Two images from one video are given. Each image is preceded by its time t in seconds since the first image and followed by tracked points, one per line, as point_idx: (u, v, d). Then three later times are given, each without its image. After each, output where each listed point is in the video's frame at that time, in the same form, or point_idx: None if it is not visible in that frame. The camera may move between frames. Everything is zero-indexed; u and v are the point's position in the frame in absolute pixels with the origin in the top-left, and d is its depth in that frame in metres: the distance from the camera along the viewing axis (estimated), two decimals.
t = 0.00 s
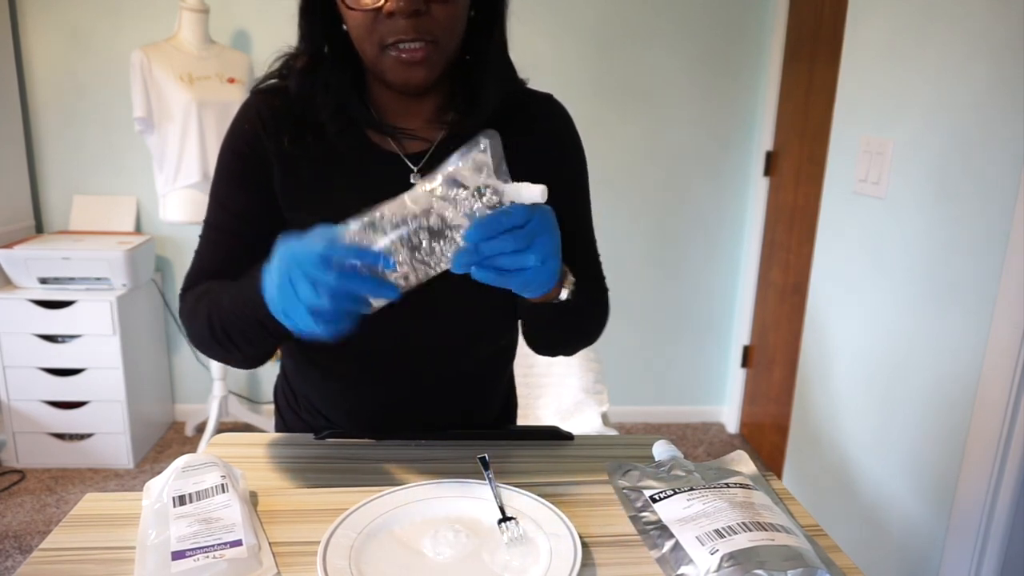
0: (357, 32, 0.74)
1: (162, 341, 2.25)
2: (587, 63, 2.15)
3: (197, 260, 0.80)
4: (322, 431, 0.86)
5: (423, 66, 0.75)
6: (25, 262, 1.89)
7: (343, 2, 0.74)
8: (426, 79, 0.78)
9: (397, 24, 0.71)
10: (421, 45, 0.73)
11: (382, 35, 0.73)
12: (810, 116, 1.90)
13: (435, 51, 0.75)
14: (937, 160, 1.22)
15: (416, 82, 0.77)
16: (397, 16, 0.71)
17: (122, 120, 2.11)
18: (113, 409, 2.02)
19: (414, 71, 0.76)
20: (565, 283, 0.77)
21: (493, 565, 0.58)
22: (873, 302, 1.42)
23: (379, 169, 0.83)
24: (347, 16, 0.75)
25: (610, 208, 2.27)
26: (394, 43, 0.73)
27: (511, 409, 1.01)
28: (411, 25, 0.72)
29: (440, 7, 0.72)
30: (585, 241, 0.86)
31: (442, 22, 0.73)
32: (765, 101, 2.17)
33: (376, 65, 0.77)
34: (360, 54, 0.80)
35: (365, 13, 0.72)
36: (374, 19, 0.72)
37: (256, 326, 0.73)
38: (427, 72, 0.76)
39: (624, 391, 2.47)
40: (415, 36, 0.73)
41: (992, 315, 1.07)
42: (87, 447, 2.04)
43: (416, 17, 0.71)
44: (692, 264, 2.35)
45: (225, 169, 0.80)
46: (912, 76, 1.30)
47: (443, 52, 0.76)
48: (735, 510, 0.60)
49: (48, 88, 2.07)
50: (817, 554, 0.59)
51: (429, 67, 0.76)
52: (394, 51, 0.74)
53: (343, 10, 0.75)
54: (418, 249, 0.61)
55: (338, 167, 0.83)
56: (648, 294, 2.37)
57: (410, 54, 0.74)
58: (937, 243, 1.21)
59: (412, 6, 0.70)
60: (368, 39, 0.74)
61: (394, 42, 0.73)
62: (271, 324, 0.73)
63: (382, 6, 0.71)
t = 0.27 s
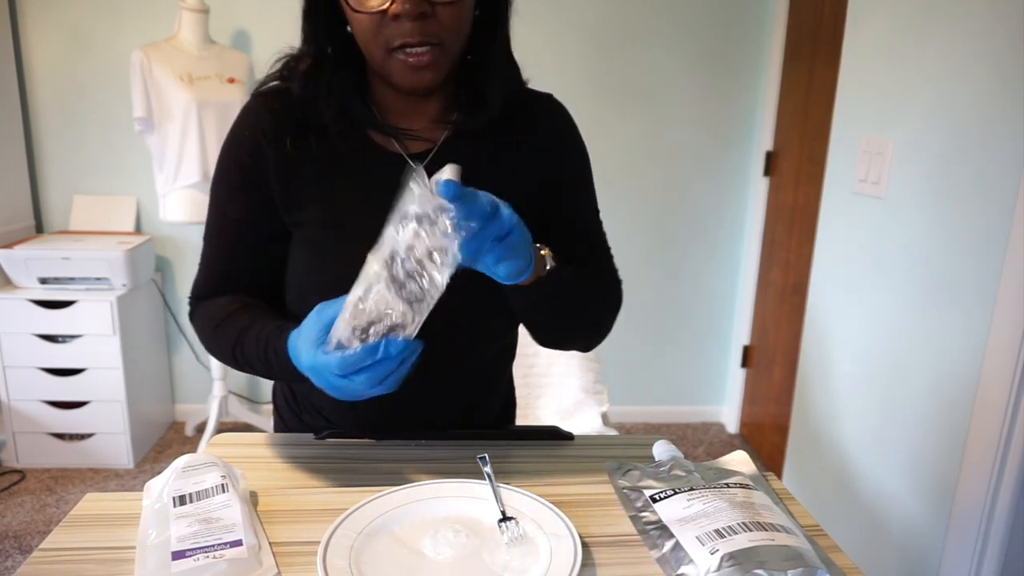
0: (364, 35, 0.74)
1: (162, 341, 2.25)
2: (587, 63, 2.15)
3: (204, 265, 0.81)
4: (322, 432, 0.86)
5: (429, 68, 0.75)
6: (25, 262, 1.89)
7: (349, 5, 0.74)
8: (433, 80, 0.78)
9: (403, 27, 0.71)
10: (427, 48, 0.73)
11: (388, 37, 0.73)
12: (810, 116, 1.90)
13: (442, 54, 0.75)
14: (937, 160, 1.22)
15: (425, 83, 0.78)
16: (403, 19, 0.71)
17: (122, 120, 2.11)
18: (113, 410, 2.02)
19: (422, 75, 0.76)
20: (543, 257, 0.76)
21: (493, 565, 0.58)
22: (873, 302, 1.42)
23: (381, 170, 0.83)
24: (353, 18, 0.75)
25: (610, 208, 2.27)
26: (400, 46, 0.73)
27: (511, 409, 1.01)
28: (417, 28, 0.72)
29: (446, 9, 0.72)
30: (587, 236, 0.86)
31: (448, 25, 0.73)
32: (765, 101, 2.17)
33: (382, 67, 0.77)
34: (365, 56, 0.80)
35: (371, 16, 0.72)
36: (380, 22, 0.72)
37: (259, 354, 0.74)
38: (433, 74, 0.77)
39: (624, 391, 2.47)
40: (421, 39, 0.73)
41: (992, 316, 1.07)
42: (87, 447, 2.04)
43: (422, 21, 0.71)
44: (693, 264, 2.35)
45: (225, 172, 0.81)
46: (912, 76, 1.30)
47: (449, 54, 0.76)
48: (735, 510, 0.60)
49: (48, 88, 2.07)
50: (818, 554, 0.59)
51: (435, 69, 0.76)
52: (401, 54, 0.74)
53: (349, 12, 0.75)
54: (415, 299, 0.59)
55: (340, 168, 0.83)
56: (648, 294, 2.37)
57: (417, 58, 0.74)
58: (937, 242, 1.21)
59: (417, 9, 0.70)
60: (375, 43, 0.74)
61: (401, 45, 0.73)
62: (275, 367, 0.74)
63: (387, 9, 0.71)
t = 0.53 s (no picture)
0: (355, 35, 0.75)
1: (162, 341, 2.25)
2: (587, 63, 2.15)
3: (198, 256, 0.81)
4: (323, 432, 0.86)
5: (420, 67, 0.75)
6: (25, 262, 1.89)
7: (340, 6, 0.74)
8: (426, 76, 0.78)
9: (393, 27, 0.72)
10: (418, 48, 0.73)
11: (379, 38, 0.73)
12: (810, 116, 1.90)
13: (434, 53, 0.75)
14: (937, 160, 1.22)
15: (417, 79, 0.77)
16: (393, 19, 0.71)
17: (122, 120, 2.11)
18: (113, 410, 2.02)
19: (414, 73, 0.76)
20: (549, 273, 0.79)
21: (493, 565, 0.58)
22: (873, 302, 1.42)
23: (380, 169, 0.83)
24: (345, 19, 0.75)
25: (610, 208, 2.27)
26: (391, 45, 0.73)
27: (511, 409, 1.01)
28: (407, 28, 0.72)
29: (435, 9, 0.72)
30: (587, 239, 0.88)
31: (439, 25, 0.73)
32: (765, 101, 2.17)
33: (375, 67, 0.77)
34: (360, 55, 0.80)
35: (361, 16, 0.72)
36: (370, 23, 0.72)
37: (248, 338, 0.75)
38: (426, 71, 0.76)
39: (624, 391, 2.47)
40: (412, 39, 0.73)
41: (992, 316, 1.07)
42: (87, 447, 2.04)
43: (412, 21, 0.71)
44: (692, 264, 2.35)
45: (223, 170, 0.81)
46: (912, 76, 1.30)
47: (442, 53, 0.76)
48: (735, 510, 0.60)
49: (48, 89, 2.07)
50: (818, 554, 0.59)
51: (427, 66, 0.76)
52: (392, 54, 0.74)
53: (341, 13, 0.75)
54: (413, 322, 0.62)
55: (338, 167, 0.83)
56: (648, 294, 2.37)
57: (409, 57, 0.74)
58: (937, 242, 1.21)
59: (406, 9, 0.70)
60: (366, 43, 0.74)
61: (391, 45, 0.73)
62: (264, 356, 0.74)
63: (377, 10, 0.71)
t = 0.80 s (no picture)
0: (345, 28, 0.75)
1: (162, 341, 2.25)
2: (586, 63, 2.15)
3: (175, 242, 0.78)
4: (324, 431, 0.86)
5: (408, 54, 0.75)
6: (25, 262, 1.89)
7: None
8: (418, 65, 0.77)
9: (382, 17, 0.72)
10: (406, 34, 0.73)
11: (367, 27, 0.73)
12: (810, 116, 1.90)
13: (424, 42, 0.75)
14: (937, 161, 1.22)
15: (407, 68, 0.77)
16: (380, 9, 0.71)
17: (122, 120, 2.11)
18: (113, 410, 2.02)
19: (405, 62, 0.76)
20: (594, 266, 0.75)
21: (492, 565, 0.58)
22: (873, 301, 1.42)
23: (380, 168, 0.83)
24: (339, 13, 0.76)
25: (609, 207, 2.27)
26: (378, 34, 0.73)
27: (512, 409, 1.01)
28: (396, 17, 0.72)
29: None
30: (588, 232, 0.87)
31: (428, 12, 0.73)
32: (765, 100, 2.17)
33: (369, 59, 0.77)
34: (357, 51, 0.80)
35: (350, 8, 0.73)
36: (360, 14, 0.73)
37: (209, 295, 0.70)
38: (416, 59, 0.76)
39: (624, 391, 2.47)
40: (400, 27, 0.72)
41: (992, 316, 1.07)
42: (87, 448, 2.04)
43: (399, 10, 0.71)
44: (692, 263, 2.35)
45: (222, 167, 0.79)
46: (912, 75, 1.30)
47: (432, 43, 0.76)
48: (734, 510, 0.60)
49: (48, 89, 2.07)
50: (817, 554, 0.59)
51: (418, 55, 0.76)
52: (380, 42, 0.74)
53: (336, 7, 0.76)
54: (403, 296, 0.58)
55: (337, 165, 0.83)
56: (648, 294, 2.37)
57: (398, 44, 0.74)
58: (937, 242, 1.21)
59: None
60: (356, 36, 0.75)
61: (380, 33, 0.73)
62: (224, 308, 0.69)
63: None
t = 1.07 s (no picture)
0: (337, 27, 0.75)
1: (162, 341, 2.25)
2: (585, 63, 2.15)
3: (170, 235, 0.77)
4: (323, 431, 0.86)
5: (402, 51, 0.75)
6: (25, 262, 1.89)
7: None
8: (408, 63, 0.78)
9: (374, 14, 0.71)
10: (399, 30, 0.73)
11: (359, 26, 0.73)
12: (810, 116, 1.90)
13: (417, 37, 0.75)
14: (937, 161, 1.22)
15: (398, 65, 0.77)
16: (373, 7, 0.70)
17: (122, 121, 2.11)
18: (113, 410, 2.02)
19: (396, 57, 0.76)
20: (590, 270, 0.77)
21: (493, 565, 0.58)
22: (873, 302, 1.42)
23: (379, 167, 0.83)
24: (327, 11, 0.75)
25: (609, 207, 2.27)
26: (371, 32, 0.73)
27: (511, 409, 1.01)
28: (389, 13, 0.71)
29: None
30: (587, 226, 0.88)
31: (420, 7, 0.72)
32: (764, 100, 2.17)
33: (359, 53, 0.77)
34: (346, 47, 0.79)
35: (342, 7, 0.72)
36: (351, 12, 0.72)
37: (202, 264, 0.71)
38: (408, 54, 0.76)
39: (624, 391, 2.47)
40: (393, 22, 0.72)
41: (992, 316, 1.07)
42: (87, 447, 2.05)
43: (392, 6, 0.71)
44: (692, 263, 2.35)
45: (219, 164, 0.78)
46: (912, 75, 1.30)
47: (424, 37, 0.76)
48: (734, 510, 0.60)
49: (48, 89, 2.07)
50: (817, 553, 0.59)
51: (410, 49, 0.76)
52: (373, 38, 0.74)
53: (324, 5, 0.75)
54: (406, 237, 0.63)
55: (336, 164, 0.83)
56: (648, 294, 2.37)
57: (391, 40, 0.74)
58: (937, 242, 1.21)
59: None
60: (348, 33, 0.74)
61: (372, 30, 0.73)
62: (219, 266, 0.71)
63: None
